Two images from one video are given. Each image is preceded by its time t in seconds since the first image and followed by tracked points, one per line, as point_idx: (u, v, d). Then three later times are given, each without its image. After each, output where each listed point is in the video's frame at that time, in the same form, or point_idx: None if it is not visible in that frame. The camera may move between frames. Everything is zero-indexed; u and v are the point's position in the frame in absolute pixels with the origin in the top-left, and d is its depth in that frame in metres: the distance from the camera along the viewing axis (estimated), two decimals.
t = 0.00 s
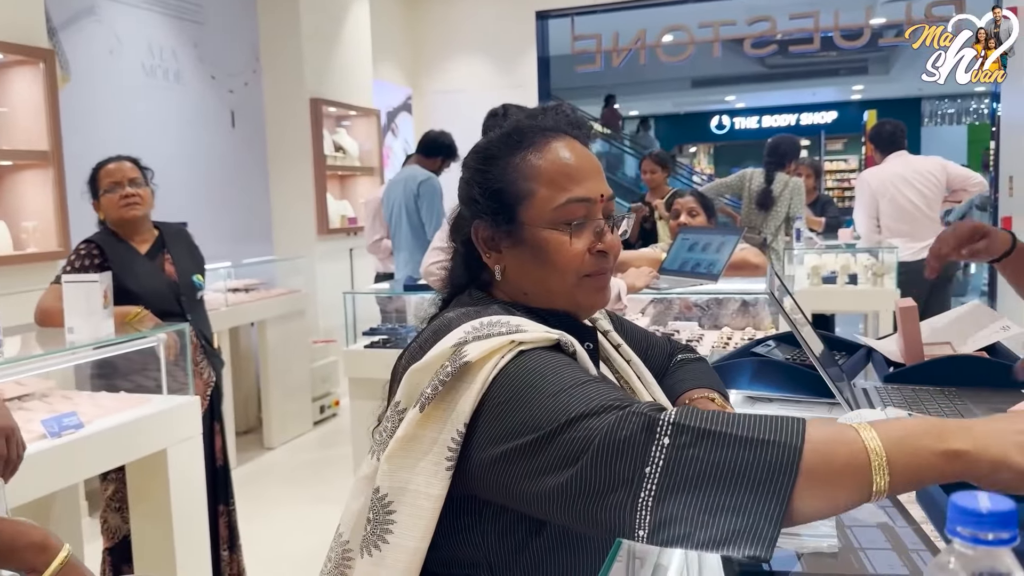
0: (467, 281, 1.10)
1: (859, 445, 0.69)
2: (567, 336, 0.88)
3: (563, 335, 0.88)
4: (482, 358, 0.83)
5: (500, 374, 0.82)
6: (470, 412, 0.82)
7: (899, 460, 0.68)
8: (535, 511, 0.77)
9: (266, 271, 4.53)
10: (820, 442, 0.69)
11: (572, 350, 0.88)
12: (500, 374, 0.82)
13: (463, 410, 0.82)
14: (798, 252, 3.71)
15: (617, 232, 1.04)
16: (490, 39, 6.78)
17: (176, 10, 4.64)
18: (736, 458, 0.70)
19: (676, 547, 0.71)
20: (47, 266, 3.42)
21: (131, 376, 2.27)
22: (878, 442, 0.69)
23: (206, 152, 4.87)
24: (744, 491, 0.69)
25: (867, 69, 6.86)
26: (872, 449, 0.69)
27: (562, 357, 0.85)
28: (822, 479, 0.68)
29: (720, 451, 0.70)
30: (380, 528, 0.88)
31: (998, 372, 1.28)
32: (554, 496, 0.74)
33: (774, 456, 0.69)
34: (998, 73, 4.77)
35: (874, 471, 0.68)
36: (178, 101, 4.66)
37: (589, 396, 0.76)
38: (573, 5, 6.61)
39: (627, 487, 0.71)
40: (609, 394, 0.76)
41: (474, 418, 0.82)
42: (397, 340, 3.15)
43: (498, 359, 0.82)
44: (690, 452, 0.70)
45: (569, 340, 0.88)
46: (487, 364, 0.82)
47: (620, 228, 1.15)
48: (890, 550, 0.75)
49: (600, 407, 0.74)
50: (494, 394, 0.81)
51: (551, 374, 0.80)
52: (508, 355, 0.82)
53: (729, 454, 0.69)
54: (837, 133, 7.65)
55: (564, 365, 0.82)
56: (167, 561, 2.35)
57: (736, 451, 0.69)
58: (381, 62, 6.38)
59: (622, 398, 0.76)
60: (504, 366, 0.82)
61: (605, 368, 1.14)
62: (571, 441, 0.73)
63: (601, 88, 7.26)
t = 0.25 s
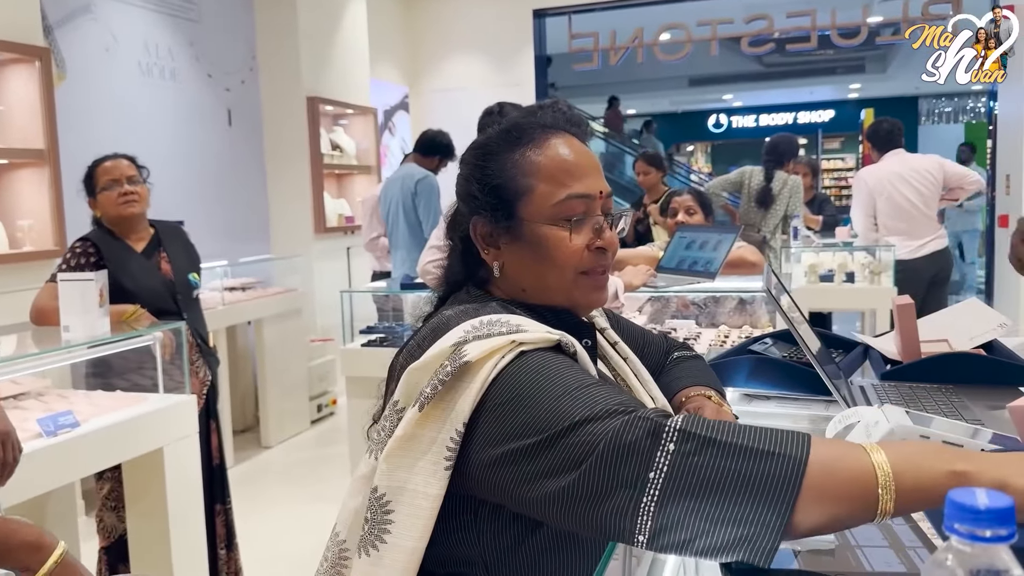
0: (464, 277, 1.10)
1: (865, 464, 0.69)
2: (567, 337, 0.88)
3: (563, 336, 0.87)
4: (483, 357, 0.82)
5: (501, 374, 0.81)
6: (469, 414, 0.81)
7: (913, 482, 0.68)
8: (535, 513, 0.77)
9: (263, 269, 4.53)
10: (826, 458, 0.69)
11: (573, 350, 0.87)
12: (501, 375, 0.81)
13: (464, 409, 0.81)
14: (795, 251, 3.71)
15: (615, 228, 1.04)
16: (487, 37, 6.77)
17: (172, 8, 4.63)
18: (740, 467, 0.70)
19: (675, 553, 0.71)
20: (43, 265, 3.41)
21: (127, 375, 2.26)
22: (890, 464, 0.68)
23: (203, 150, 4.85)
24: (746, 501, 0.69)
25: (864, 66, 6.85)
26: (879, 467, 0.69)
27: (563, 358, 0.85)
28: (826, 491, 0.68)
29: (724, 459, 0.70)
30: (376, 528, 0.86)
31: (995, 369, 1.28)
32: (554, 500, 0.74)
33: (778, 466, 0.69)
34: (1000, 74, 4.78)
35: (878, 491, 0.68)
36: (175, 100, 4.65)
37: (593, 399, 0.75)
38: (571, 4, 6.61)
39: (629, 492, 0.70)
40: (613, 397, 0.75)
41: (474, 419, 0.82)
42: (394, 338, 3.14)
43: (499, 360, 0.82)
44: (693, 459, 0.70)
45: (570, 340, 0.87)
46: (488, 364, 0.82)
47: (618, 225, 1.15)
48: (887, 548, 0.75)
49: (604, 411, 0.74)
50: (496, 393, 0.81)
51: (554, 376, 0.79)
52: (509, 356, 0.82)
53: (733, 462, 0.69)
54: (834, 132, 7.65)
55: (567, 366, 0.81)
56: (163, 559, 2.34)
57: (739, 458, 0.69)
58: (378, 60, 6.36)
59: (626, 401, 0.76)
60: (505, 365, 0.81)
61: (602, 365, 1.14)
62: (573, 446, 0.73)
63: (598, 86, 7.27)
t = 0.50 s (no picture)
0: (462, 274, 1.10)
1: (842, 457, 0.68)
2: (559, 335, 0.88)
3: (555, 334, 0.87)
4: (473, 354, 0.83)
5: (491, 371, 0.81)
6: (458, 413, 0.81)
7: (889, 476, 0.67)
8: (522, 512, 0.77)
9: (262, 268, 4.52)
10: (805, 454, 0.68)
11: (565, 348, 0.87)
12: (491, 374, 0.81)
13: (454, 406, 0.81)
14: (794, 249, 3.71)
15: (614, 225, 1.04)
16: (485, 36, 6.77)
17: (169, 6, 4.62)
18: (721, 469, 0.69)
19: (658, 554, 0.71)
20: (41, 264, 3.40)
21: (125, 373, 2.26)
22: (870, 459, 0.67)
23: (200, 148, 4.84)
24: (728, 503, 0.68)
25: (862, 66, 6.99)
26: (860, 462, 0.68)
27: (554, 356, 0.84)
28: (807, 490, 0.67)
29: (704, 462, 0.69)
30: (369, 526, 0.86)
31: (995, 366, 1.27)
32: (538, 500, 0.74)
33: (758, 468, 0.68)
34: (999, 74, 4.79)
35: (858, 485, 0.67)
36: (172, 97, 4.64)
37: (577, 399, 0.75)
38: (570, 1, 6.61)
39: (610, 492, 0.70)
40: (598, 397, 0.75)
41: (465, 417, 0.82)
42: (392, 337, 3.13)
43: (490, 357, 0.82)
44: (672, 461, 0.69)
45: (562, 338, 0.87)
46: (478, 360, 0.82)
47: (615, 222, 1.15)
48: (886, 545, 0.75)
49: (586, 412, 0.73)
50: (484, 392, 0.81)
51: (540, 375, 0.79)
52: (499, 353, 0.82)
53: (712, 465, 0.69)
54: (833, 131, 7.50)
55: (555, 364, 0.81)
56: (161, 558, 2.34)
57: (719, 461, 0.69)
58: (376, 59, 6.35)
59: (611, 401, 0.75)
60: (495, 363, 0.81)
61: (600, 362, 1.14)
62: (556, 446, 0.73)
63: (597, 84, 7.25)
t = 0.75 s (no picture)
0: (460, 269, 1.10)
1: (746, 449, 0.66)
2: (530, 338, 0.83)
3: (526, 337, 0.83)
4: (444, 350, 0.81)
5: (460, 369, 0.80)
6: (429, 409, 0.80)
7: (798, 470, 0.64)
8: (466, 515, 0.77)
9: (260, 266, 4.52)
10: (714, 455, 0.66)
11: (537, 353, 0.83)
12: (456, 375, 0.80)
13: (423, 400, 0.80)
14: (792, 247, 3.71)
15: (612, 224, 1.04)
16: (483, 34, 6.76)
17: (168, 3, 4.61)
18: (642, 486, 0.66)
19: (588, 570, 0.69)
20: (38, 261, 3.39)
21: (123, 370, 2.26)
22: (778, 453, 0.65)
23: (198, 146, 4.84)
24: (649, 522, 0.66)
25: (861, 64, 6.92)
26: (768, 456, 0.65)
27: (522, 362, 0.81)
28: (724, 498, 0.65)
29: (624, 484, 0.66)
30: (347, 521, 0.88)
31: (993, 364, 1.28)
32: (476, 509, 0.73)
33: (674, 489, 0.65)
34: (999, 74, 4.79)
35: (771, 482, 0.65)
36: (171, 95, 4.64)
37: (518, 409, 0.73)
38: None
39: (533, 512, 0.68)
40: (538, 410, 0.72)
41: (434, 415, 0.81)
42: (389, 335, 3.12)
43: (460, 352, 0.80)
44: (586, 483, 0.67)
45: (533, 341, 0.83)
46: (448, 356, 0.80)
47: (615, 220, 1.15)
48: (884, 542, 0.75)
49: (515, 427, 0.71)
50: (447, 391, 0.80)
51: (494, 381, 0.77)
52: (466, 351, 0.80)
53: (631, 488, 0.66)
54: (832, 129, 7.69)
55: (512, 370, 0.78)
56: (158, 556, 2.34)
57: (639, 482, 0.66)
58: (374, 57, 6.34)
59: (553, 415, 0.72)
60: (464, 359, 0.80)
61: (597, 359, 1.14)
62: (491, 458, 0.71)
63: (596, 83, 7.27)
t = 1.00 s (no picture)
0: (458, 267, 1.11)
1: (604, 468, 0.69)
2: (501, 355, 0.82)
3: (496, 354, 0.82)
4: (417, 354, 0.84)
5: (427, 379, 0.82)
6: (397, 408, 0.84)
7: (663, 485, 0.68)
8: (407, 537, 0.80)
9: (259, 262, 4.52)
10: (585, 488, 0.68)
11: (507, 373, 0.81)
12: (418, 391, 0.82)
13: (390, 398, 0.83)
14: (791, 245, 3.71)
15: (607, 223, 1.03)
16: (483, 31, 6.76)
17: None
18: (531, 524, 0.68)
19: None
20: (38, 257, 3.40)
21: (123, 365, 2.27)
22: (638, 475, 0.67)
23: (198, 142, 4.84)
24: (536, 559, 0.68)
25: (861, 62, 6.87)
26: (629, 476, 0.68)
27: (484, 390, 0.80)
28: (604, 526, 0.68)
29: (511, 541, 0.68)
30: (324, 519, 0.89)
31: (991, 362, 1.28)
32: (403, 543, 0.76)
33: (551, 534, 0.67)
34: (999, 74, 4.81)
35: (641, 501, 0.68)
36: (170, 91, 4.64)
37: (435, 453, 0.73)
38: None
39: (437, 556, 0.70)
40: (458, 456, 0.72)
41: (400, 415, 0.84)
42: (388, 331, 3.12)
43: (428, 358, 0.82)
44: (473, 541, 0.68)
45: (502, 360, 0.81)
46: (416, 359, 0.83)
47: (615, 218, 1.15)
48: (882, 537, 0.75)
49: (425, 478, 0.72)
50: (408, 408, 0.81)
51: (436, 413, 0.77)
52: (433, 357, 0.82)
53: (519, 541, 0.68)
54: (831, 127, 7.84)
55: (461, 404, 0.77)
56: (159, 551, 2.34)
57: (532, 531, 0.68)
58: (374, 54, 6.35)
59: (479, 460, 0.72)
60: (434, 364, 0.82)
61: (594, 356, 1.15)
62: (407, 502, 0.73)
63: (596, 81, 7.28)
